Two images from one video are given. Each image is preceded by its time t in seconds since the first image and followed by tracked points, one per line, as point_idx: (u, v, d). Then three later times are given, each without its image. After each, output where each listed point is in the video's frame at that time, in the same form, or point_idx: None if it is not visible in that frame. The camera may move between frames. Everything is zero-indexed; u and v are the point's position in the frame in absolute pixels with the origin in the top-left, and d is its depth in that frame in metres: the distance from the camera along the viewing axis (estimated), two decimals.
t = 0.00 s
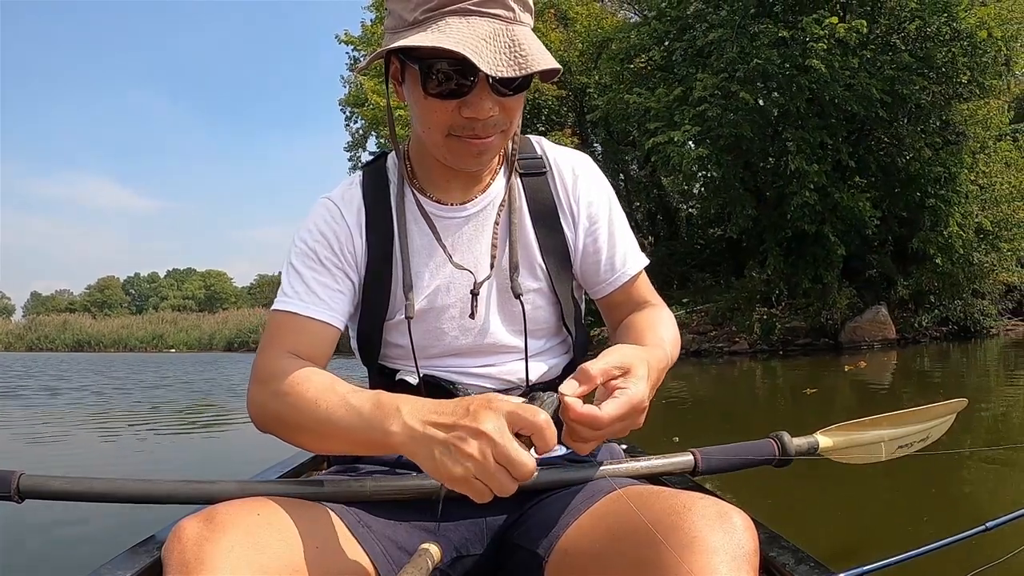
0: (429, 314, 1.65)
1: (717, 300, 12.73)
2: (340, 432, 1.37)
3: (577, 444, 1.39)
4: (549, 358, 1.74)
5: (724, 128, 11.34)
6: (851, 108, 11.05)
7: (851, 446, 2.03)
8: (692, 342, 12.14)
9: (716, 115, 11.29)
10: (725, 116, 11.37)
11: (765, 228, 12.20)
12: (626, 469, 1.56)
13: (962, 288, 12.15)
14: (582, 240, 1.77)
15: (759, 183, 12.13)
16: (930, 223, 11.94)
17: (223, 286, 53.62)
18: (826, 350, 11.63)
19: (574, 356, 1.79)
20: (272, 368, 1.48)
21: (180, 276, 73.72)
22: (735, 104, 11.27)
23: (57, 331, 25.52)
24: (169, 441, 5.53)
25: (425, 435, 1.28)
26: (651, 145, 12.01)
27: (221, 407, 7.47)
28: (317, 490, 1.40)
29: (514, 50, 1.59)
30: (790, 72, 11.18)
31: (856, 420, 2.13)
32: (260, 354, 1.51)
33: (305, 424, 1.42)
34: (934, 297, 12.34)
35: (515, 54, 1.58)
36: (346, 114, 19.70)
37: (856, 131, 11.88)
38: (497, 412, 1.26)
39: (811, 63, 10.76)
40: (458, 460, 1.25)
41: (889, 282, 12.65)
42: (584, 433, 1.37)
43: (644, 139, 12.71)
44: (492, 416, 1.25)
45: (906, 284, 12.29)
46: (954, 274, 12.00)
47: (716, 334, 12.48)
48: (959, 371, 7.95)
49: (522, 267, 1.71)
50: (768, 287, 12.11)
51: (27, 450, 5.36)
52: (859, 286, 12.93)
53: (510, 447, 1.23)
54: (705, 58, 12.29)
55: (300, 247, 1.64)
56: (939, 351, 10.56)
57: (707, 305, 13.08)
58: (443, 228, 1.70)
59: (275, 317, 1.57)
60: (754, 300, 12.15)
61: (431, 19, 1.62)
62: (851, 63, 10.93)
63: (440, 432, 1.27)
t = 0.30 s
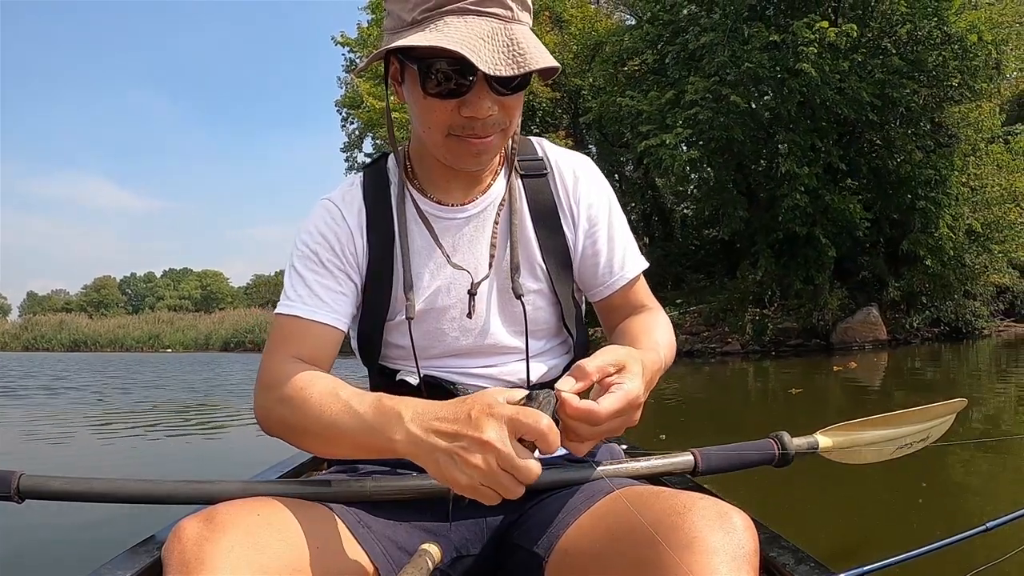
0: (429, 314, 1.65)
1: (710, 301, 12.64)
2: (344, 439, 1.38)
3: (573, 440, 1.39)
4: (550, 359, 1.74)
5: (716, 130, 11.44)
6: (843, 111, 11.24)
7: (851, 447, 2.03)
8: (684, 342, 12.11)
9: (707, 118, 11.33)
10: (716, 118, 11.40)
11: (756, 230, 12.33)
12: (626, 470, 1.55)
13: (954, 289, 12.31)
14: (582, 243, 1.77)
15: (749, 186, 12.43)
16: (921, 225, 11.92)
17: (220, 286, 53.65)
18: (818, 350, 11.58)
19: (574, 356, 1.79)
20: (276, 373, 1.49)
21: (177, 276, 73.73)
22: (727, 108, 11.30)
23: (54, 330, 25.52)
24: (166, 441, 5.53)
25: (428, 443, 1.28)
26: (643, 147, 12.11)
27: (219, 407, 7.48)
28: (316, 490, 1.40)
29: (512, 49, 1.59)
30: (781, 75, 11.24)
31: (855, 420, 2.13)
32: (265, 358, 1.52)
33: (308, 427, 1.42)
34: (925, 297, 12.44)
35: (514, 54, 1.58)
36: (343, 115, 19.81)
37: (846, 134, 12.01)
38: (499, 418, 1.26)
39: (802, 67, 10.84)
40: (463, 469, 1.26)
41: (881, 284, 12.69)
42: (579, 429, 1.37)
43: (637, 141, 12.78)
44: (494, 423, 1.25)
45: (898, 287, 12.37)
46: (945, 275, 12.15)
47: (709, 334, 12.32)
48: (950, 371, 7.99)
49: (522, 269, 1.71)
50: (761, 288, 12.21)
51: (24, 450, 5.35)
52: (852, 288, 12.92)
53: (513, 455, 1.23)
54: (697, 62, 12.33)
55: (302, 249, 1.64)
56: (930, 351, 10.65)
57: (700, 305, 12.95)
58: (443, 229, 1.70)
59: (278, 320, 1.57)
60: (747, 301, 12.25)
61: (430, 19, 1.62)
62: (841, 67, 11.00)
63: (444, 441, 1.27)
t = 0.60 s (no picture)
0: (429, 315, 1.65)
1: (703, 301, 12.65)
2: (340, 433, 1.38)
3: (568, 445, 1.39)
4: (550, 359, 1.74)
5: (707, 132, 11.53)
6: (833, 113, 11.35)
7: (850, 446, 2.03)
8: (677, 343, 12.14)
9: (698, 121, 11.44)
10: (707, 121, 11.54)
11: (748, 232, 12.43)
12: (626, 470, 1.55)
13: (946, 290, 12.29)
14: (581, 245, 1.77)
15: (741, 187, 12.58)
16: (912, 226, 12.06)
17: (216, 286, 53.57)
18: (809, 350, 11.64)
19: (574, 357, 1.79)
20: (272, 366, 1.49)
21: (173, 276, 73.63)
22: (717, 111, 11.44)
23: (49, 330, 25.47)
24: (161, 441, 5.52)
25: (421, 434, 1.28)
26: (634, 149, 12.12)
27: (216, 406, 7.48)
28: (315, 489, 1.40)
29: (516, 44, 1.59)
30: (770, 78, 11.24)
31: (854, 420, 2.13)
32: (262, 354, 1.52)
33: (305, 426, 1.41)
34: (917, 298, 12.47)
35: (518, 49, 1.58)
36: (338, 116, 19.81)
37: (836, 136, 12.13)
38: (493, 411, 1.26)
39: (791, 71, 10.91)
40: (453, 457, 1.25)
41: (872, 284, 12.76)
42: (574, 432, 1.37)
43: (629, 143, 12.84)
44: (490, 416, 1.26)
45: (889, 287, 12.44)
46: (936, 276, 12.17)
47: (702, 333, 12.42)
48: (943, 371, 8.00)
49: (522, 270, 1.71)
50: (754, 289, 12.26)
51: (21, 450, 5.35)
52: (844, 288, 13.04)
53: (507, 445, 1.23)
54: (689, 64, 12.45)
55: (301, 249, 1.64)
56: (922, 351, 10.71)
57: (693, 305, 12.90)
58: (443, 231, 1.70)
59: (276, 318, 1.57)
60: (740, 301, 12.24)
61: (433, 18, 1.61)
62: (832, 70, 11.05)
63: (436, 431, 1.28)
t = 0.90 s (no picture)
0: (430, 316, 1.65)
1: (695, 301, 12.78)
2: (340, 436, 1.38)
3: (572, 447, 1.39)
4: (550, 360, 1.74)
5: (698, 136, 11.59)
6: (823, 116, 11.40)
7: (850, 446, 2.03)
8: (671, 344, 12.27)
9: (690, 125, 11.48)
10: (698, 125, 11.59)
11: (739, 234, 12.54)
12: (626, 470, 1.55)
13: (936, 292, 12.48)
14: (583, 246, 1.77)
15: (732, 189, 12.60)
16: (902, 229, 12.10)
17: (212, 285, 53.58)
18: (799, 351, 11.90)
19: (574, 358, 1.78)
20: (273, 367, 1.49)
21: (170, 276, 73.64)
22: (707, 115, 11.58)
23: (46, 329, 25.49)
24: (158, 441, 5.51)
25: (423, 443, 1.28)
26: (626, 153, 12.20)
27: (213, 406, 7.48)
28: (316, 490, 1.40)
29: (518, 16, 1.64)
30: (762, 82, 11.34)
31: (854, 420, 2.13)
32: (262, 356, 1.52)
33: (304, 426, 1.41)
34: (908, 299, 12.69)
35: (521, 20, 1.64)
36: (334, 117, 19.85)
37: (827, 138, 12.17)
38: (495, 421, 1.25)
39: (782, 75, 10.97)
40: (458, 472, 1.25)
41: (864, 285, 12.93)
42: (578, 435, 1.37)
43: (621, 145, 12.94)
44: (491, 426, 1.25)
45: (879, 289, 12.67)
46: (927, 278, 12.30)
47: (695, 335, 12.70)
48: (933, 372, 8.07)
49: (524, 271, 1.71)
50: (746, 290, 12.30)
51: (17, 450, 5.34)
52: (837, 290, 13.17)
53: (511, 458, 1.23)
54: (679, 68, 12.53)
55: (302, 249, 1.64)
56: (914, 352, 10.80)
57: (686, 307, 13.08)
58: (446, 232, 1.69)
59: (277, 319, 1.57)
60: (732, 302, 12.32)
61: None
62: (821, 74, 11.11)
63: (439, 442, 1.27)
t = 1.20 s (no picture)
0: (430, 315, 1.65)
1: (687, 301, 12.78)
2: (338, 432, 1.37)
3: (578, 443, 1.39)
4: (550, 360, 1.74)
5: (690, 138, 11.66)
6: (813, 119, 11.49)
7: (851, 446, 2.03)
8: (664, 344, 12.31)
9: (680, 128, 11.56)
10: (688, 129, 11.69)
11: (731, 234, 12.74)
12: (626, 470, 1.55)
13: (927, 291, 12.55)
14: (583, 246, 1.77)
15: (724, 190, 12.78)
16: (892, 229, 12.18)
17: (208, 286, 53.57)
18: (791, 351, 12.01)
19: (574, 357, 1.78)
20: (271, 362, 1.49)
21: (167, 275, 73.60)
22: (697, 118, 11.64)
23: (42, 329, 25.49)
24: (156, 441, 5.51)
25: (420, 441, 1.29)
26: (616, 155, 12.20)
27: (208, 406, 7.48)
28: (317, 489, 1.41)
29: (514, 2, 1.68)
30: (752, 84, 11.43)
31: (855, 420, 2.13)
32: (261, 353, 1.52)
33: (302, 422, 1.41)
34: (900, 299, 12.76)
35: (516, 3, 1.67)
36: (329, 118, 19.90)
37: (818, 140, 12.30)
38: (492, 419, 1.26)
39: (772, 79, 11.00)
40: (454, 470, 1.26)
41: (855, 286, 13.05)
42: (584, 432, 1.37)
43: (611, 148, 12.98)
44: (488, 426, 1.25)
45: (870, 290, 12.75)
46: (918, 278, 12.42)
47: (688, 334, 12.73)
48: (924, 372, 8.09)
49: (523, 269, 1.71)
50: (738, 291, 12.48)
51: (12, 450, 5.33)
52: (829, 290, 13.28)
53: (506, 457, 1.24)
54: (670, 72, 12.60)
55: (303, 247, 1.65)
56: (905, 352, 10.84)
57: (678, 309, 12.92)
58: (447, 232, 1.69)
59: (276, 315, 1.58)
60: (725, 302, 12.48)
61: None
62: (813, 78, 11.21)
63: (435, 439, 1.28)
